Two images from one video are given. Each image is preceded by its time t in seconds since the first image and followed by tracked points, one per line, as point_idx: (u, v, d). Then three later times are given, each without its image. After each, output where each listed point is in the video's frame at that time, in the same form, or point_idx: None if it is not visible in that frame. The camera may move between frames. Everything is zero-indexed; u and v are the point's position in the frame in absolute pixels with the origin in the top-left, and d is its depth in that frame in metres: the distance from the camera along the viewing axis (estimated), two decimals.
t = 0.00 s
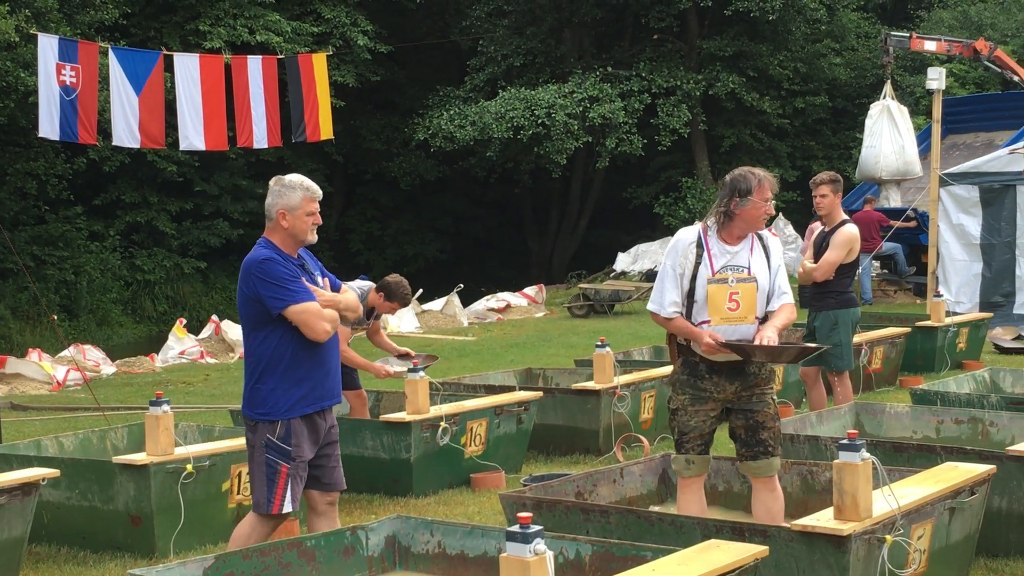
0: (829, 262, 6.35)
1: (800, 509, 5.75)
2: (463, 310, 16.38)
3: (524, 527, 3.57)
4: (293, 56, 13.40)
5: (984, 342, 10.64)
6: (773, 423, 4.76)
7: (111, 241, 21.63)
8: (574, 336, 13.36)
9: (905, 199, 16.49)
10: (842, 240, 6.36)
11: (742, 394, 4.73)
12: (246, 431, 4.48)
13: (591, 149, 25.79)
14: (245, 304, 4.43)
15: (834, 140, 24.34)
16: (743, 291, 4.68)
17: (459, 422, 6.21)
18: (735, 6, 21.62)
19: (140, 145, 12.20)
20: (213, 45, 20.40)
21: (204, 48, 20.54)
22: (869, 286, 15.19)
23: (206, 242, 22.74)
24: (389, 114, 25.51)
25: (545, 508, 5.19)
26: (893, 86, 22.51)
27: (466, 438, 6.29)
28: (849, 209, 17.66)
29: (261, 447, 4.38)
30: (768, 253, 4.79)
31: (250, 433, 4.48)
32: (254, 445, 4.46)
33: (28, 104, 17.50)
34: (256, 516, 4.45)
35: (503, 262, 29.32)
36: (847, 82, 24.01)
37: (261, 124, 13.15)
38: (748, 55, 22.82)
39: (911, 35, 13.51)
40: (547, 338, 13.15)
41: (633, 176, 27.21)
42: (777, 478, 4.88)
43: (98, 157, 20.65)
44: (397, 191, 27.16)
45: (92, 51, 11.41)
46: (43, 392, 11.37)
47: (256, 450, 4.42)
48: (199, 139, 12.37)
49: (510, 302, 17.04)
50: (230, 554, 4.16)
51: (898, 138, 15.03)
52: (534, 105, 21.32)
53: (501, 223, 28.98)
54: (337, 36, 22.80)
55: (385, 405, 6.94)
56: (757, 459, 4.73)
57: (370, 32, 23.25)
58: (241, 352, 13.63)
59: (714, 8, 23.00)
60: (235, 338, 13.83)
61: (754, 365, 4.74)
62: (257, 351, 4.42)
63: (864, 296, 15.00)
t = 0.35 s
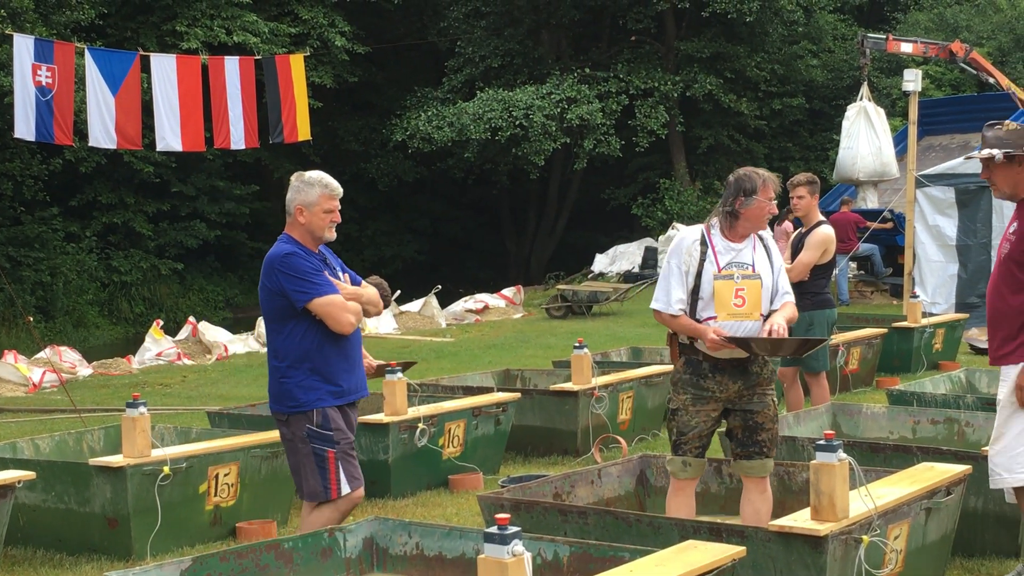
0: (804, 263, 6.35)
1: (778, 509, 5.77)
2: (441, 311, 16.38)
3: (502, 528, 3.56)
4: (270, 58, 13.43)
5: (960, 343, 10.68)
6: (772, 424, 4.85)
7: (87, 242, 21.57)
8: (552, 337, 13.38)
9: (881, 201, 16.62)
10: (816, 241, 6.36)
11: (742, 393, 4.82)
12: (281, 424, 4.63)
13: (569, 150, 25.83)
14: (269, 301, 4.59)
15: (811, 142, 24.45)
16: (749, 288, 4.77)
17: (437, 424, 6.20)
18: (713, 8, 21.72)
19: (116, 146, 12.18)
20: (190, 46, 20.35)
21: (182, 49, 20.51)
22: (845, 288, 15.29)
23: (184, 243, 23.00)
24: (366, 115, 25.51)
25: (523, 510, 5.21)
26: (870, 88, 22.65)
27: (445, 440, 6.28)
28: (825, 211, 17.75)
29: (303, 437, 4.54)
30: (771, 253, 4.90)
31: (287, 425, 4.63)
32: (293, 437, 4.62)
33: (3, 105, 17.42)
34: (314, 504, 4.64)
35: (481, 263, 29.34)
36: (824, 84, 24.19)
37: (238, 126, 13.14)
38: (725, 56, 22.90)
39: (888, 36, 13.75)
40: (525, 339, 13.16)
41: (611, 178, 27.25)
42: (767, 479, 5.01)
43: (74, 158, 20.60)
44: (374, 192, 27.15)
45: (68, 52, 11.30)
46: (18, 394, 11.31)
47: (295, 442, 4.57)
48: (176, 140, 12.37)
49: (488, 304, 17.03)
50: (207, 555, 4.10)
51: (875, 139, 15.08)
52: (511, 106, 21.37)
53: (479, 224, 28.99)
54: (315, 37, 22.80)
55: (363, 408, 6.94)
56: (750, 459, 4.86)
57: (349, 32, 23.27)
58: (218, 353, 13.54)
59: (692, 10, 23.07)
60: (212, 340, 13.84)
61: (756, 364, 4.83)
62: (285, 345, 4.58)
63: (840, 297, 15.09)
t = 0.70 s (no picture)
0: (775, 261, 6.33)
1: (753, 508, 5.78)
2: (417, 311, 16.38)
3: (476, 527, 3.52)
4: (246, 56, 13.39)
5: (933, 341, 10.75)
6: (757, 424, 4.95)
7: (61, 242, 21.49)
8: (528, 336, 13.41)
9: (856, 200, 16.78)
10: (788, 239, 6.35)
11: (729, 391, 4.89)
12: (295, 432, 4.61)
13: (545, 149, 25.84)
14: (287, 306, 4.56)
15: (786, 141, 24.52)
16: (740, 286, 4.87)
17: (412, 423, 6.20)
18: (688, 7, 21.77)
19: (89, 146, 12.15)
20: (164, 45, 20.29)
21: (156, 48, 20.44)
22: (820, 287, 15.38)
23: (158, 243, 22.90)
24: (341, 114, 25.49)
25: (498, 509, 5.20)
26: (844, 88, 22.75)
27: (420, 439, 6.27)
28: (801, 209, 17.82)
29: (319, 447, 4.53)
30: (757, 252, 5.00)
31: (301, 432, 4.61)
32: (307, 445, 4.60)
33: None
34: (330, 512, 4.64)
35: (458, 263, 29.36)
36: (799, 83, 24.27)
37: (213, 124, 13.18)
38: (700, 55, 22.96)
39: (863, 35, 13.96)
40: (501, 338, 13.18)
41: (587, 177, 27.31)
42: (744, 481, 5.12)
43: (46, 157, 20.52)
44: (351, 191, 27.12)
45: (41, 50, 11.30)
46: None
47: (310, 450, 4.56)
48: (151, 139, 12.51)
49: (464, 303, 17.03)
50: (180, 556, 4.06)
51: (849, 139, 15.21)
52: (487, 105, 21.38)
53: (454, 223, 29.00)
54: (290, 36, 22.76)
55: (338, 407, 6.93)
56: (731, 458, 4.98)
57: (324, 32, 23.30)
58: (193, 354, 13.50)
59: (667, 9, 23.12)
60: (187, 340, 13.81)
61: (743, 362, 4.90)
62: (304, 352, 4.56)
63: (815, 296, 15.16)
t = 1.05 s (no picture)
0: (748, 262, 6.33)
1: (726, 508, 5.80)
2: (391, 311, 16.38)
3: (449, 528, 3.48)
4: (219, 56, 13.46)
5: (906, 340, 10.80)
6: (735, 424, 5.00)
7: (32, 242, 21.40)
8: (502, 336, 13.42)
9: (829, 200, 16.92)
10: (760, 240, 6.36)
11: (710, 390, 4.93)
12: (319, 438, 4.52)
13: (519, 150, 25.87)
14: (318, 311, 4.40)
15: (759, 141, 24.62)
16: (722, 285, 4.89)
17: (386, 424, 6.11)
18: (662, 7, 21.86)
19: (61, 145, 12.05)
20: (136, 44, 20.20)
21: (128, 48, 20.35)
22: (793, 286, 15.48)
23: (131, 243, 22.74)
24: (315, 114, 25.45)
25: (471, 510, 5.20)
26: (817, 88, 22.88)
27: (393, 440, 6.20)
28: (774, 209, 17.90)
29: (342, 457, 4.43)
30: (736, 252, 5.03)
31: (325, 439, 4.51)
32: (329, 452, 4.51)
33: None
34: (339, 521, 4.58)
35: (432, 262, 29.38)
36: (772, 83, 24.38)
37: (186, 124, 13.21)
38: (674, 56, 23.05)
39: (834, 38, 14.18)
40: (475, 338, 13.19)
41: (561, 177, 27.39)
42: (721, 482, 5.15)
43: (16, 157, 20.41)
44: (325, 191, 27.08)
45: (12, 52, 11.09)
46: None
47: (332, 459, 4.48)
48: (123, 139, 12.59)
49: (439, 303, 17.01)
50: (153, 557, 4.05)
51: (822, 139, 15.34)
52: (461, 105, 21.38)
53: (428, 224, 29.03)
54: (263, 36, 22.74)
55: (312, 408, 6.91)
56: (709, 458, 5.00)
57: (297, 31, 23.28)
58: (165, 355, 13.44)
59: (641, 10, 23.19)
60: (159, 340, 13.73)
61: (723, 362, 4.94)
62: (335, 358, 4.42)
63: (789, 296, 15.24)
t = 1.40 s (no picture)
0: (722, 264, 6.34)
1: (702, 509, 5.80)
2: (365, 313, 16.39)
3: (424, 531, 3.40)
4: (192, 59, 13.96)
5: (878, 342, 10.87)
6: (710, 427, 5.01)
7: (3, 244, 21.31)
8: (476, 339, 13.45)
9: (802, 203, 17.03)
10: (734, 242, 6.36)
11: (687, 393, 4.94)
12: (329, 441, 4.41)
13: (493, 152, 25.94)
14: (325, 312, 4.28)
15: (733, 144, 24.71)
16: (700, 288, 4.89)
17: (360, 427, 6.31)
18: (637, 9, 21.98)
19: (34, 148, 12.01)
20: (110, 45, 20.14)
21: (101, 49, 20.28)
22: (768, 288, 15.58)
23: (103, 245, 22.72)
24: (289, 116, 25.46)
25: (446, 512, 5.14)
26: (790, 91, 23.04)
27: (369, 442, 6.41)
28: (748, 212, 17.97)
29: (340, 463, 4.29)
30: (712, 255, 5.05)
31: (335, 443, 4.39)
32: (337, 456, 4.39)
33: None
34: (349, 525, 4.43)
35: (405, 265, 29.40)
36: (746, 86, 24.48)
37: (159, 126, 13.61)
38: (648, 58, 23.18)
39: (807, 40, 14.40)
40: (450, 340, 13.23)
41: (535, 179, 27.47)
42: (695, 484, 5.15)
43: None
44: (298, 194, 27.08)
45: None
46: None
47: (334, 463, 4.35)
48: (96, 140, 12.75)
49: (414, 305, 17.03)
50: (125, 561, 3.94)
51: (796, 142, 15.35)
52: (435, 107, 21.43)
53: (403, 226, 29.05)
54: (237, 37, 22.76)
55: (285, 410, 6.90)
56: (684, 461, 5.00)
57: (271, 33, 23.28)
58: (138, 357, 13.39)
59: (615, 12, 23.30)
60: (132, 342, 13.67)
61: (700, 364, 4.96)
62: (340, 360, 4.28)
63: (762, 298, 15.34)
